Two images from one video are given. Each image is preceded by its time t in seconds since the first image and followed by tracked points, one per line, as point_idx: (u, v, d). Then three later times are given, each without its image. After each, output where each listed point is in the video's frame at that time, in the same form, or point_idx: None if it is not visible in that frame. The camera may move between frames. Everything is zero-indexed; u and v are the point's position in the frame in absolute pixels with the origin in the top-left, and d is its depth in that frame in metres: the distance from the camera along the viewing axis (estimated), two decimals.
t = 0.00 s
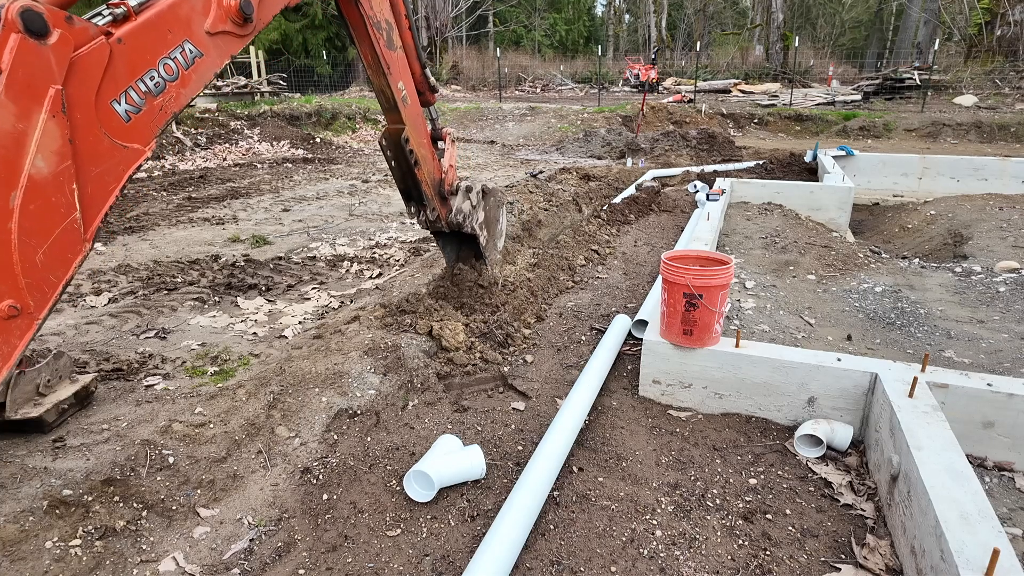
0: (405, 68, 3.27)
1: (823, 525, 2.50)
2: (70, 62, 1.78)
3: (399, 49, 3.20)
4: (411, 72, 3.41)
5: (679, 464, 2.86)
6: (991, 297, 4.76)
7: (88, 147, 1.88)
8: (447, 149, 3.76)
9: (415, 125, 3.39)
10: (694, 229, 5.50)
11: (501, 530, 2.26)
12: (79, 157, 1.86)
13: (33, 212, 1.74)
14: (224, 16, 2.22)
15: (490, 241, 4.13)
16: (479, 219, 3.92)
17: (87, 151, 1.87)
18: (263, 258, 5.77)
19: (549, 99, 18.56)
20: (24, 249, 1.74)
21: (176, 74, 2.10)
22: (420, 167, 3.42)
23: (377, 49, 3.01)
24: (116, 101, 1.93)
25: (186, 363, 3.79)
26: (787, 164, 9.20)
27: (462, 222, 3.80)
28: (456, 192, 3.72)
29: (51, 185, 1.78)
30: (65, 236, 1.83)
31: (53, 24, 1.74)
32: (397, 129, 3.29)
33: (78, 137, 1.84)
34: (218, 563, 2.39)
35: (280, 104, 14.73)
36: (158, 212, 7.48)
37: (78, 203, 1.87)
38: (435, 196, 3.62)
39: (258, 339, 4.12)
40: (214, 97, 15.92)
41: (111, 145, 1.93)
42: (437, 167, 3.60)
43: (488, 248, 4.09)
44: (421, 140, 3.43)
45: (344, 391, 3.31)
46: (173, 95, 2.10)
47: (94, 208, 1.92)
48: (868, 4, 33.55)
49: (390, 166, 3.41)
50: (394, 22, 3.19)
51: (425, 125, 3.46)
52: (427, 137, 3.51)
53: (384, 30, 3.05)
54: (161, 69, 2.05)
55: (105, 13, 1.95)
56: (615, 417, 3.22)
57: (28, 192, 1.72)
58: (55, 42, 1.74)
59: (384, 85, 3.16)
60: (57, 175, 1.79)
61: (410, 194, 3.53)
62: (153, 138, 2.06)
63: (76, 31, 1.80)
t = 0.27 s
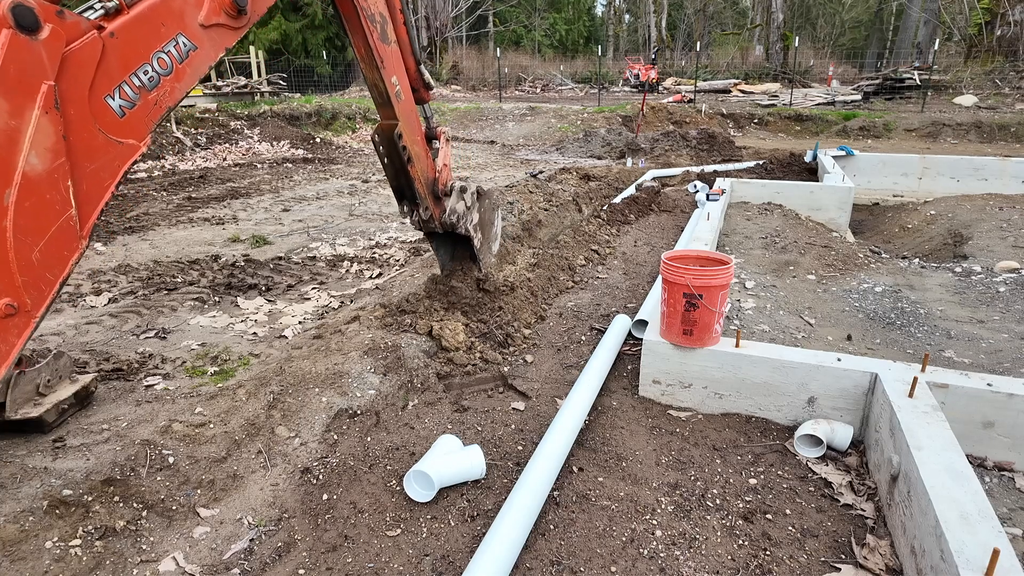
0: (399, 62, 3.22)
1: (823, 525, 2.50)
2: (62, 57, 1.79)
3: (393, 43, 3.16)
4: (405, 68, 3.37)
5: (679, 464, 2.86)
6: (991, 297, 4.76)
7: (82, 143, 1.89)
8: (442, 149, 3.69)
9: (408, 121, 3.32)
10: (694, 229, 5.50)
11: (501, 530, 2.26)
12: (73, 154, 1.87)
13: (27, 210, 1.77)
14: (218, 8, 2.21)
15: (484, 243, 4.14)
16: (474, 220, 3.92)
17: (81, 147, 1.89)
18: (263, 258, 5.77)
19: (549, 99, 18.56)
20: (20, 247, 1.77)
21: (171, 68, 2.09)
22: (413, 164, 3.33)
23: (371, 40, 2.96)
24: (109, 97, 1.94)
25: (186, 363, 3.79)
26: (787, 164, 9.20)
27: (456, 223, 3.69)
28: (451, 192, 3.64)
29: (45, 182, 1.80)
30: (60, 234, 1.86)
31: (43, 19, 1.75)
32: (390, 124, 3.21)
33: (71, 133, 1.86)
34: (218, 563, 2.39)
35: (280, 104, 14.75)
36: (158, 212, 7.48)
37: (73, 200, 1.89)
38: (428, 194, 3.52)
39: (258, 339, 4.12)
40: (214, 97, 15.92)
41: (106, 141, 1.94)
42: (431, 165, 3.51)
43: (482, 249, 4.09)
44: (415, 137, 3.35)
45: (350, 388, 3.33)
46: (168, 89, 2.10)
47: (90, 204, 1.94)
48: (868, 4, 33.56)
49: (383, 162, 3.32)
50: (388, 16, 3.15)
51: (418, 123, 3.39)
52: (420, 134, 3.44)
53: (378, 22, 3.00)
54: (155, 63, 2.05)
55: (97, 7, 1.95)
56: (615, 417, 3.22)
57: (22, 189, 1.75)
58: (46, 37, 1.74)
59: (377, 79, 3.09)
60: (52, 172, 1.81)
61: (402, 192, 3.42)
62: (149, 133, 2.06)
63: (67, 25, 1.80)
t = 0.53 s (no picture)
0: (393, 58, 3.21)
1: (823, 525, 2.50)
2: (54, 52, 1.80)
3: (387, 38, 3.16)
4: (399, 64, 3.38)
5: (679, 464, 2.86)
6: (991, 297, 4.76)
7: (77, 139, 1.90)
8: (436, 148, 3.68)
9: (401, 119, 3.31)
10: (694, 229, 5.50)
11: (501, 530, 2.26)
12: (68, 150, 1.89)
13: (22, 208, 1.79)
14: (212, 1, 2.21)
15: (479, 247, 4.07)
16: (468, 223, 3.85)
17: (76, 143, 1.90)
18: (263, 258, 5.77)
19: (549, 99, 18.56)
20: (15, 245, 1.80)
21: (165, 62, 2.10)
22: (406, 162, 3.32)
23: (365, 34, 2.95)
24: (104, 92, 1.95)
25: (186, 363, 3.79)
26: (787, 164, 9.20)
27: (450, 224, 3.66)
28: (445, 193, 3.62)
29: (40, 180, 1.82)
30: (56, 231, 1.88)
31: (35, 14, 1.76)
32: (383, 121, 3.20)
33: (65, 130, 1.87)
34: (218, 563, 2.39)
35: (280, 104, 14.77)
36: (158, 212, 7.48)
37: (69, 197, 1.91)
38: (421, 194, 3.51)
39: (258, 339, 4.12)
40: (214, 97, 15.93)
41: (101, 137, 1.95)
42: (424, 164, 3.49)
43: (476, 253, 4.02)
44: (409, 136, 3.35)
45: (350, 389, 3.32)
46: (162, 84, 2.10)
47: (86, 201, 1.96)
48: (868, 5, 33.56)
49: (375, 159, 3.30)
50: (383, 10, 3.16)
51: (413, 121, 3.38)
52: (414, 133, 3.43)
53: (372, 16, 3.00)
54: (149, 57, 2.05)
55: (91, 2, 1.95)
56: (615, 417, 3.22)
57: (17, 186, 1.77)
58: (37, 32, 1.75)
59: (371, 73, 3.09)
60: (46, 169, 1.83)
61: (395, 191, 3.41)
62: (144, 128, 2.07)
63: (58, 20, 1.81)
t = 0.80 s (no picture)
0: (387, 52, 3.21)
1: (823, 525, 2.50)
2: (47, 47, 1.80)
3: (381, 33, 3.15)
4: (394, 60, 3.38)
5: (679, 464, 2.86)
6: (991, 297, 4.76)
7: (72, 136, 1.90)
8: (429, 148, 3.67)
9: (394, 115, 3.30)
10: (694, 229, 5.50)
11: (501, 530, 2.26)
12: (63, 147, 1.89)
13: (18, 206, 1.79)
14: None
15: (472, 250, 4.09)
16: (461, 225, 3.87)
17: (70, 140, 1.90)
18: (263, 258, 5.77)
19: (549, 99, 18.56)
20: (12, 244, 1.80)
21: (160, 56, 2.10)
22: (399, 159, 3.31)
23: (358, 27, 2.94)
24: (98, 88, 1.95)
25: (186, 363, 3.79)
26: (787, 164, 9.20)
27: (443, 226, 3.65)
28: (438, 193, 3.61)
29: (35, 177, 1.82)
30: (52, 229, 1.88)
31: (27, 10, 1.76)
32: (376, 117, 3.18)
33: (59, 126, 1.87)
34: (218, 563, 2.39)
35: (280, 104, 14.78)
36: (158, 212, 7.48)
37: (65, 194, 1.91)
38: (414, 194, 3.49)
39: (258, 339, 4.12)
40: (214, 97, 15.94)
41: (96, 133, 1.96)
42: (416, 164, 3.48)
43: (470, 256, 4.03)
44: (402, 134, 3.34)
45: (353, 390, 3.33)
46: (157, 78, 2.10)
47: (83, 198, 1.96)
48: (868, 4, 33.57)
49: (367, 157, 3.29)
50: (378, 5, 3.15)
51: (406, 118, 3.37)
52: (407, 131, 3.42)
53: (367, 11, 2.99)
54: (143, 51, 2.05)
55: None
56: (615, 417, 3.23)
57: (13, 184, 1.77)
58: (30, 28, 1.75)
59: (364, 68, 3.07)
60: (41, 166, 1.83)
61: (387, 189, 3.39)
62: (139, 124, 2.07)
63: (50, 15, 1.81)
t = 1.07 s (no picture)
0: (381, 46, 3.18)
1: (823, 525, 2.50)
2: (41, 42, 1.80)
3: (375, 27, 3.12)
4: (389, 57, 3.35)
5: (679, 464, 2.86)
6: (991, 297, 4.76)
7: (66, 132, 1.91)
8: (424, 147, 3.65)
9: (388, 112, 3.27)
10: (694, 229, 5.50)
11: (501, 529, 2.26)
12: (58, 143, 1.90)
13: (14, 204, 1.80)
14: None
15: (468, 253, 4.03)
16: (457, 227, 3.81)
17: (65, 136, 1.91)
18: (263, 258, 5.77)
19: (549, 99, 18.56)
20: (8, 242, 1.81)
21: (154, 50, 2.10)
22: (392, 156, 3.28)
23: (352, 19, 2.91)
24: (92, 83, 1.95)
25: (186, 363, 3.79)
26: (787, 164, 9.20)
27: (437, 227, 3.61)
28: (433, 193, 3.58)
29: (31, 175, 1.83)
30: (48, 227, 1.90)
31: (20, 5, 1.75)
32: (369, 111, 3.14)
33: (54, 123, 1.87)
34: (218, 563, 2.38)
35: (281, 104, 14.79)
36: (158, 212, 7.48)
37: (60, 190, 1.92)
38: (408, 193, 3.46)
39: (258, 339, 4.12)
40: (214, 97, 15.95)
41: (91, 129, 1.96)
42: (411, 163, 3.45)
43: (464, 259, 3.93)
44: (396, 130, 3.31)
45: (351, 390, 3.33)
46: (152, 73, 2.11)
47: (78, 195, 1.97)
48: (867, 5, 33.58)
49: (360, 154, 3.25)
50: None
51: (401, 115, 3.35)
52: (401, 129, 3.39)
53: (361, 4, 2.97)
54: (137, 46, 2.05)
55: None
56: (615, 417, 3.22)
57: (9, 182, 1.78)
58: (23, 23, 1.75)
59: (358, 61, 3.04)
60: (36, 163, 1.84)
61: (380, 188, 3.36)
62: (134, 119, 2.08)
63: (43, 10, 1.81)
